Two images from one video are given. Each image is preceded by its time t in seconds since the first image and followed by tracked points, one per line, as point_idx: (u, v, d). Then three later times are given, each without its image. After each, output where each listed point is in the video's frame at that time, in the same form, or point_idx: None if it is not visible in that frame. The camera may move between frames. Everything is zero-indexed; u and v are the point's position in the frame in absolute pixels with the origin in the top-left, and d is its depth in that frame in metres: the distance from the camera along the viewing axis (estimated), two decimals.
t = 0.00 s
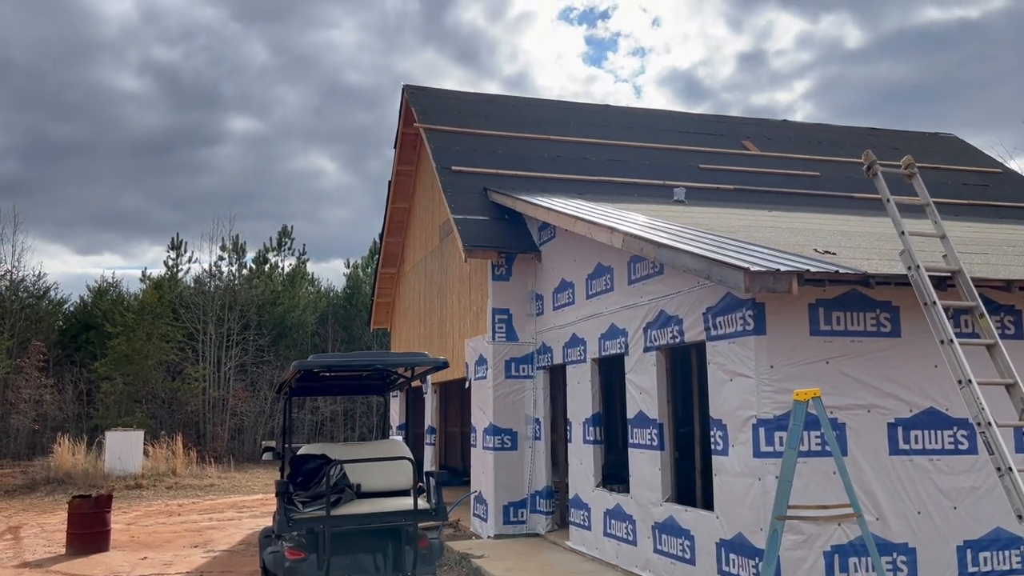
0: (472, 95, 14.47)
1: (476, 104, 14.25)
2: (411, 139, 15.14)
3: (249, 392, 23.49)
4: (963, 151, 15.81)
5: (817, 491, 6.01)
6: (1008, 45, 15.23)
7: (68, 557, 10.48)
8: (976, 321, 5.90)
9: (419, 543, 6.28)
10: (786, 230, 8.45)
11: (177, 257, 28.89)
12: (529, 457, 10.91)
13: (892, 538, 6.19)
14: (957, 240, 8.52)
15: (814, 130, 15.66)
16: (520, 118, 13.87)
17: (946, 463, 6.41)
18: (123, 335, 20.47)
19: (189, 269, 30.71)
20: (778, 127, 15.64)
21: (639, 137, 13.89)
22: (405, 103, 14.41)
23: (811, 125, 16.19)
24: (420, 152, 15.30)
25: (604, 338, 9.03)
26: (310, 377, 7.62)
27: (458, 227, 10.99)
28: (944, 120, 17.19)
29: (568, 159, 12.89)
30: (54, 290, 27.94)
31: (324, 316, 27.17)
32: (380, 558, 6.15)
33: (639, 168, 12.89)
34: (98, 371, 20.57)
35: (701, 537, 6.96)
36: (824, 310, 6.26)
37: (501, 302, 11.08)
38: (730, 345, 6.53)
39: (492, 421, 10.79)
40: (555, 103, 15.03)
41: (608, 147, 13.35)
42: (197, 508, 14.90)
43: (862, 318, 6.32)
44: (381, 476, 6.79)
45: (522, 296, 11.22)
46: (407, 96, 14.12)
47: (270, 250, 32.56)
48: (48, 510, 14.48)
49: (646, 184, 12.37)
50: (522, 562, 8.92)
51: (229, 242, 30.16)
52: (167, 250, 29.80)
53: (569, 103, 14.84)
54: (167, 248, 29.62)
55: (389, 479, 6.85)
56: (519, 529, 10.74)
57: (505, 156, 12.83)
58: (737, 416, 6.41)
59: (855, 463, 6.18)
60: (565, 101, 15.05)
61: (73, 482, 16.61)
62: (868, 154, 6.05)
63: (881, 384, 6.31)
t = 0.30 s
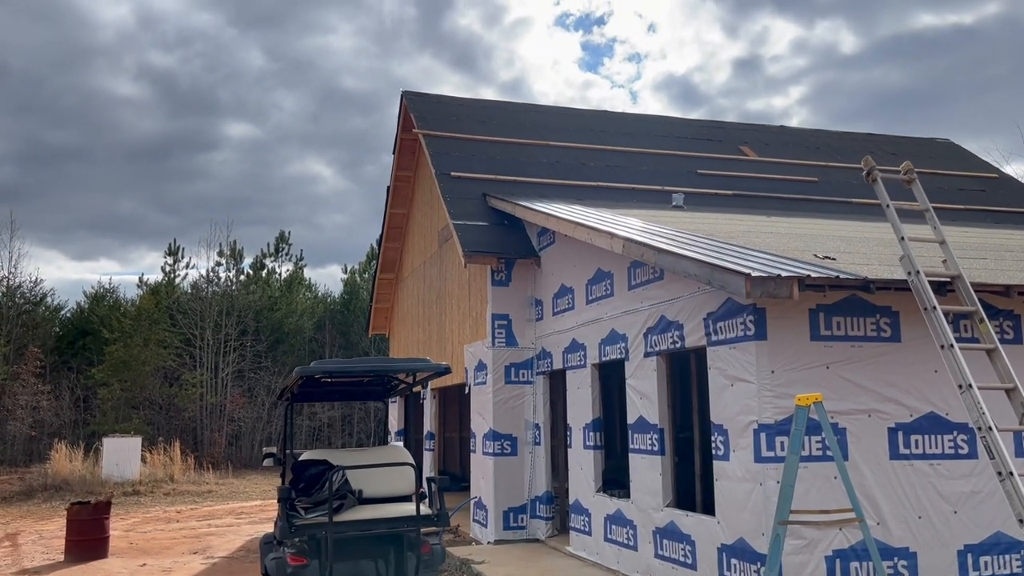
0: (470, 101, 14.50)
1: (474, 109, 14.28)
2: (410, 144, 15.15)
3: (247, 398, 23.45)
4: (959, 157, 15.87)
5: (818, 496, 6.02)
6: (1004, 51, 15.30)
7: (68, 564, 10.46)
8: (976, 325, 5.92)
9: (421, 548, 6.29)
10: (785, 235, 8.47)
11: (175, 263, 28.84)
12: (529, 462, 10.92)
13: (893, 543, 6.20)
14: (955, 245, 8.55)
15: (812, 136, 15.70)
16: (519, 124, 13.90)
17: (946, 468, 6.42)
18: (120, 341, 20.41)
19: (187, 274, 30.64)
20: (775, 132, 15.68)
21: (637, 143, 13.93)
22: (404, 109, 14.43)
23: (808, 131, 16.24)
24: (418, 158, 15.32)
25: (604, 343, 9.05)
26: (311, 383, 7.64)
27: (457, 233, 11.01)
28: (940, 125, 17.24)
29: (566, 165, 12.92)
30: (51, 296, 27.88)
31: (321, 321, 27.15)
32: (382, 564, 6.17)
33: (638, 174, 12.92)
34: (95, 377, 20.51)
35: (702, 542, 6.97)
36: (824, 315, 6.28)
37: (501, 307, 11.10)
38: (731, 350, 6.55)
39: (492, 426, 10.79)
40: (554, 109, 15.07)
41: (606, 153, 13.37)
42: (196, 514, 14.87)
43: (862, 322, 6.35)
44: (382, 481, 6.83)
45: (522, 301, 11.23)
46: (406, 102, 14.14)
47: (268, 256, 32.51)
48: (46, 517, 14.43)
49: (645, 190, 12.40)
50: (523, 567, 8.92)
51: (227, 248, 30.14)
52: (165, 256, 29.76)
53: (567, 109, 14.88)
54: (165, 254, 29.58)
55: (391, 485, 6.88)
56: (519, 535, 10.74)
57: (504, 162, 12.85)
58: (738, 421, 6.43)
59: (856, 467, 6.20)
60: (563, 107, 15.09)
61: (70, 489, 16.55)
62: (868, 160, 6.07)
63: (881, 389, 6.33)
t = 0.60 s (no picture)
0: (467, 106, 14.53)
1: (471, 114, 14.31)
2: (407, 149, 15.17)
3: (243, 403, 23.40)
4: (955, 162, 15.92)
5: (816, 500, 6.04)
6: (999, 56, 15.36)
7: (64, 569, 10.43)
8: (972, 330, 5.94)
9: (420, 553, 6.25)
10: (782, 240, 8.50)
11: (171, 268, 28.77)
12: (526, 467, 10.92)
13: (891, 547, 6.22)
14: (951, 250, 8.58)
15: (807, 141, 15.74)
16: (516, 129, 13.93)
17: (944, 472, 6.44)
18: (116, 346, 20.36)
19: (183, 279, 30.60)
20: (771, 137, 15.72)
21: (634, 148, 13.95)
22: (401, 114, 14.46)
23: (804, 136, 16.29)
24: (416, 163, 15.34)
25: (601, 348, 9.07)
26: (310, 388, 7.64)
27: (454, 238, 11.02)
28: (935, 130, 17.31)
29: (563, 170, 12.95)
30: (47, 301, 27.82)
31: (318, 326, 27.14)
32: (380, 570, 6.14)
33: (634, 179, 12.95)
34: (91, 382, 20.46)
35: (701, 546, 6.98)
36: (821, 320, 6.31)
37: (498, 312, 11.11)
38: (729, 355, 6.57)
39: (490, 431, 10.79)
40: (550, 114, 15.10)
41: (603, 158, 13.40)
42: (192, 520, 14.83)
43: (859, 327, 6.37)
44: (381, 486, 6.82)
45: (519, 306, 11.24)
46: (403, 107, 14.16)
47: (264, 260, 32.46)
48: (41, 522, 14.39)
49: (642, 195, 12.43)
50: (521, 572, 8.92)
51: (223, 253, 30.12)
52: (161, 261, 29.72)
53: (564, 114, 14.91)
54: (161, 258, 29.53)
55: (390, 490, 6.87)
56: (517, 539, 10.73)
57: (501, 167, 12.88)
58: (736, 425, 6.45)
59: (854, 472, 6.22)
60: (560, 112, 15.13)
61: (66, 495, 16.50)
62: (864, 165, 6.10)
63: (878, 394, 6.35)
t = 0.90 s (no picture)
0: (464, 110, 14.54)
1: (468, 119, 14.32)
2: (403, 154, 15.17)
3: (239, 407, 23.36)
4: (950, 167, 15.97)
5: (813, 505, 6.04)
6: (993, 61, 15.42)
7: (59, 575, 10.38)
8: (968, 335, 5.95)
9: (417, 558, 6.26)
10: (778, 245, 8.52)
11: (167, 273, 28.73)
12: (523, 472, 10.92)
13: (887, 552, 6.23)
14: (946, 255, 8.61)
15: (804, 145, 15.79)
16: (512, 134, 13.94)
17: (940, 476, 6.46)
18: (112, 350, 20.32)
19: (179, 283, 30.52)
20: (767, 142, 15.76)
21: (630, 153, 13.98)
22: (398, 119, 14.46)
23: (799, 140, 16.32)
24: (412, 167, 15.35)
25: (598, 352, 9.07)
26: (307, 393, 7.64)
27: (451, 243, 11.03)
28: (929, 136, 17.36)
29: (560, 175, 12.96)
30: (43, 305, 27.73)
31: (314, 330, 27.11)
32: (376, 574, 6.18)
33: (631, 184, 12.97)
34: (86, 386, 20.40)
35: (697, 551, 6.99)
36: (818, 325, 6.32)
37: (495, 316, 11.11)
38: (725, 360, 6.58)
39: (487, 436, 10.79)
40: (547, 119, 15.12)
41: (599, 162, 13.42)
42: (188, 525, 14.78)
43: (855, 332, 6.38)
44: (379, 491, 6.83)
45: (516, 311, 11.24)
46: (400, 112, 14.18)
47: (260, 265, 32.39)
48: (36, 527, 14.33)
49: (638, 200, 12.45)
50: None
51: (219, 257, 30.08)
52: (158, 265, 29.66)
53: (561, 119, 14.93)
54: (157, 263, 29.47)
55: (387, 495, 6.88)
56: (514, 544, 10.73)
57: (498, 172, 12.89)
58: (732, 431, 6.45)
59: (850, 477, 6.23)
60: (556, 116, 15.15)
61: (61, 499, 16.44)
62: (860, 170, 6.11)
63: (874, 399, 6.36)
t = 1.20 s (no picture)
0: (461, 111, 14.55)
1: (465, 120, 14.32)
2: (401, 154, 15.18)
3: (235, 408, 23.33)
4: (946, 168, 16.01)
5: (809, 506, 6.05)
6: (989, 63, 15.47)
7: None
8: (964, 336, 5.96)
9: (414, 558, 6.26)
10: (775, 246, 8.53)
11: (163, 273, 28.68)
12: (520, 473, 10.92)
13: (883, 552, 6.23)
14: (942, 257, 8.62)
15: (800, 147, 15.81)
16: (509, 135, 13.95)
17: (935, 477, 6.47)
18: (108, 351, 20.26)
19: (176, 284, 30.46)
20: (764, 143, 15.78)
21: (627, 154, 13.99)
22: (395, 119, 14.46)
23: (796, 142, 16.35)
24: (409, 168, 15.35)
25: (595, 353, 9.08)
26: (303, 394, 7.63)
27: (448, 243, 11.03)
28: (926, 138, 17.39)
29: (557, 176, 12.97)
30: (39, 306, 27.67)
31: (311, 330, 27.07)
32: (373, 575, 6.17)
33: (628, 185, 12.98)
34: (82, 386, 20.35)
35: (694, 552, 6.99)
36: (814, 326, 6.33)
37: (492, 317, 11.11)
38: (722, 361, 6.59)
39: (483, 437, 10.79)
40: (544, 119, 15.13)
41: (597, 163, 13.43)
42: (184, 525, 14.74)
43: (852, 333, 6.40)
44: (375, 492, 6.83)
45: (513, 311, 11.24)
46: (397, 113, 14.18)
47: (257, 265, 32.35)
48: (32, 528, 14.29)
49: (635, 201, 12.45)
50: None
51: (216, 257, 30.03)
52: (154, 266, 29.61)
53: (558, 119, 14.94)
54: (154, 263, 29.41)
55: (384, 496, 6.88)
56: (510, 545, 10.72)
57: (495, 172, 12.89)
58: (729, 431, 6.46)
59: (846, 477, 6.24)
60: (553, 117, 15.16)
61: (57, 500, 16.39)
62: (856, 172, 6.12)
63: (870, 400, 6.37)
